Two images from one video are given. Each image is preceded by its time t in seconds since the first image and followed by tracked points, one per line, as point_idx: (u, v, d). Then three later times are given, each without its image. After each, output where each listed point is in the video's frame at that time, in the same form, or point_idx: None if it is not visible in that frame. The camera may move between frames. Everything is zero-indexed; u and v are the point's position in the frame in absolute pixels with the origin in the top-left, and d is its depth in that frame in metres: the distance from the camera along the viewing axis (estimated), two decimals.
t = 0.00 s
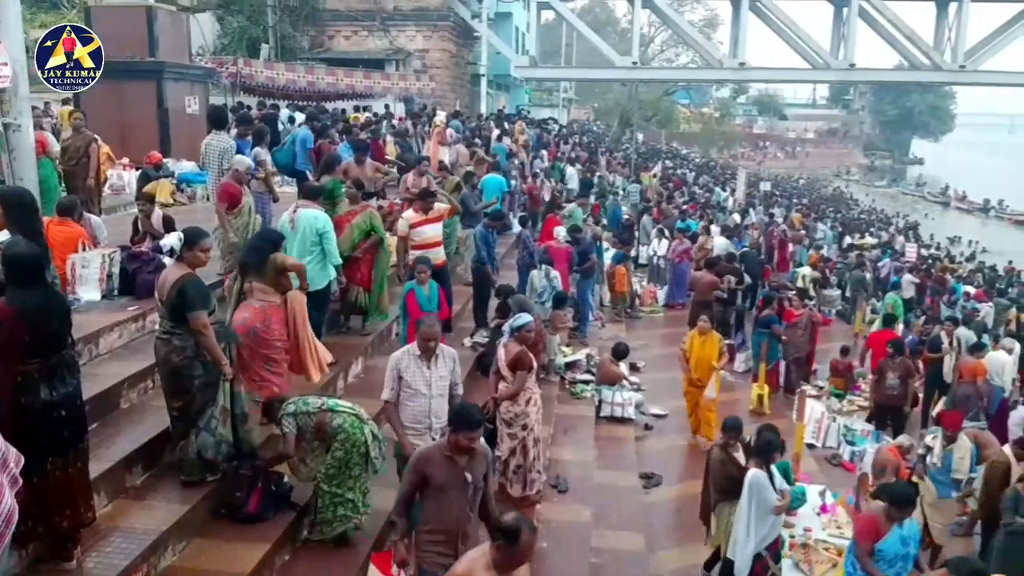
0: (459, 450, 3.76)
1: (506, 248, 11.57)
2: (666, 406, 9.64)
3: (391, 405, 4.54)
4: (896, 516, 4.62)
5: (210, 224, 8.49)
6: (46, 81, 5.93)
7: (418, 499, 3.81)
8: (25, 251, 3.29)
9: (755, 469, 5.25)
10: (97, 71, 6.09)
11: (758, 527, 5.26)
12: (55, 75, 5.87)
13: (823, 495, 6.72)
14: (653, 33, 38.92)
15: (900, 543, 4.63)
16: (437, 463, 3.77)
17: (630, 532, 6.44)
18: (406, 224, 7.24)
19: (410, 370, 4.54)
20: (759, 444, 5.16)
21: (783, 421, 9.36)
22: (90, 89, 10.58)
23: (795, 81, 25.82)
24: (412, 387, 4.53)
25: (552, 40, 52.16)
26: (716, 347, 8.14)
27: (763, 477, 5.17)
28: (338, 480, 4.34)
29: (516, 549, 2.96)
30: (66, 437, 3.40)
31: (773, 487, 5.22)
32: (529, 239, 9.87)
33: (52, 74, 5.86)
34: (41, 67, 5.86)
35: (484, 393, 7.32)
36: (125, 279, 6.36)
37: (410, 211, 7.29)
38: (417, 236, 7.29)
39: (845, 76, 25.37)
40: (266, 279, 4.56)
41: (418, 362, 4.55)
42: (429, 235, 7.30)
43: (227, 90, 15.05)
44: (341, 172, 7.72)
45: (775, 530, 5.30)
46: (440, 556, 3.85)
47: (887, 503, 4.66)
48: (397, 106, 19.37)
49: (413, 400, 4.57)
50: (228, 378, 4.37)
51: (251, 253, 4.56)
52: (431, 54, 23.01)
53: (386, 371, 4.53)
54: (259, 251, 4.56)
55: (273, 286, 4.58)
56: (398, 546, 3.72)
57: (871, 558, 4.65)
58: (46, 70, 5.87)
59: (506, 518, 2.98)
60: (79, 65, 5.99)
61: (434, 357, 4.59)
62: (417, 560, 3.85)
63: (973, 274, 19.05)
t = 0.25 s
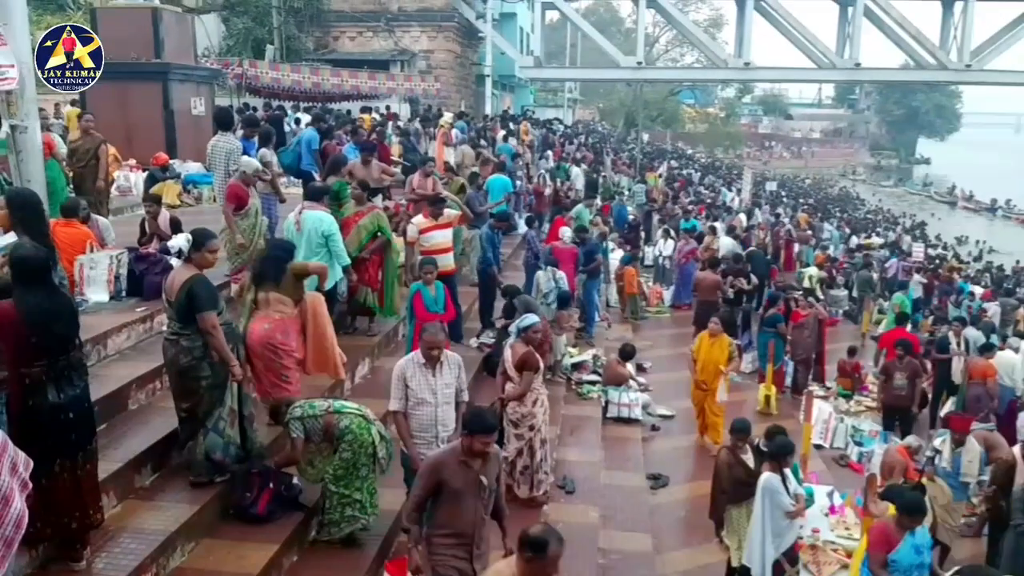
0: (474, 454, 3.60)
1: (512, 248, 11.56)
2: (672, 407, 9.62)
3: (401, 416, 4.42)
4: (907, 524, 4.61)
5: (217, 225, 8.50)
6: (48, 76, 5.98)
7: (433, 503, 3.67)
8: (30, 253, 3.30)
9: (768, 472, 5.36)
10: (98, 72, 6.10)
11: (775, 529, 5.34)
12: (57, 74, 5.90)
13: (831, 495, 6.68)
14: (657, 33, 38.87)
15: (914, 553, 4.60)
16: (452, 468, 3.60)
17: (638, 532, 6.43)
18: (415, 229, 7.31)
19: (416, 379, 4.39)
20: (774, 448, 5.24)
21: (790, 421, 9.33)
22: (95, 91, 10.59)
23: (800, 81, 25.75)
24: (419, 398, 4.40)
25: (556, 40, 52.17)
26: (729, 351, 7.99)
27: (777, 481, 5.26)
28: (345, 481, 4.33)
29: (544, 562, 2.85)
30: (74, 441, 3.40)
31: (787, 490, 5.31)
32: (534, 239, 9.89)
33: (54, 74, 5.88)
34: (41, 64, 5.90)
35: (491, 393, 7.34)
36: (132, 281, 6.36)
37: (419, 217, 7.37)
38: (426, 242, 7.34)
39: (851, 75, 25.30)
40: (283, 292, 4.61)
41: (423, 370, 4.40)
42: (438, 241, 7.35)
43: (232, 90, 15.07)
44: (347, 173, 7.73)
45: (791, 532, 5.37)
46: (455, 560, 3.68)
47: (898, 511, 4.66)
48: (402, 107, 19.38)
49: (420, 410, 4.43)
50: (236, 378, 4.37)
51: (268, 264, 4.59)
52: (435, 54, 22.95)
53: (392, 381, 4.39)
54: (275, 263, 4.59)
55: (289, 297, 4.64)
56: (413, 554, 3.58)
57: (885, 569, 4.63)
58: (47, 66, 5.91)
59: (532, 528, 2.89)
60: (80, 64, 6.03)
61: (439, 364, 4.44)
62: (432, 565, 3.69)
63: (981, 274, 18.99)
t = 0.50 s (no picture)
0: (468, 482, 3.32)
1: (501, 260, 11.58)
2: (662, 419, 9.63)
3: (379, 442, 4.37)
4: (902, 547, 4.43)
5: (205, 237, 8.49)
6: (45, 76, 6.36)
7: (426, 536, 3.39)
8: (10, 268, 3.27)
9: (765, 486, 5.25)
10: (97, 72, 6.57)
11: (770, 547, 5.21)
12: (56, 74, 6.35)
13: (818, 506, 6.74)
14: (647, 46, 39.09)
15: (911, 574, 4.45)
16: (445, 497, 3.34)
17: (626, 544, 6.43)
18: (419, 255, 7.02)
19: (394, 404, 4.33)
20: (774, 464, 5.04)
21: (779, 433, 9.36)
22: (85, 103, 10.58)
23: (788, 95, 25.94)
24: (397, 422, 4.34)
25: (547, 54, 52.47)
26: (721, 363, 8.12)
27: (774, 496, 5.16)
28: (332, 495, 4.32)
29: None
30: (54, 458, 3.38)
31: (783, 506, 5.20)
32: (523, 251, 9.94)
33: (53, 73, 6.32)
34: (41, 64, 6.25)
35: (479, 407, 7.29)
36: (119, 294, 6.35)
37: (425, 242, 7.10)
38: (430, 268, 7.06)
39: (838, 89, 25.51)
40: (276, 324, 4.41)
41: (401, 394, 4.36)
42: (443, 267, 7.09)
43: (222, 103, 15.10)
44: (337, 185, 7.76)
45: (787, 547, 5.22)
46: None
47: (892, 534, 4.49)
48: (392, 120, 19.43)
49: (401, 436, 4.37)
50: (224, 391, 4.37)
51: (261, 295, 4.41)
52: (426, 67, 22.92)
53: (370, 406, 4.34)
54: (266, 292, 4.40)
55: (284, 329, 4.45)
56: None
57: None
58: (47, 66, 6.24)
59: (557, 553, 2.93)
60: (83, 64, 6.43)
61: (418, 388, 4.38)
62: None
63: (967, 286, 19.11)
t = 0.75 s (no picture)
0: (460, 501, 3.31)
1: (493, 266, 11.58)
2: (655, 424, 9.63)
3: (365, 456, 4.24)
4: (910, 557, 4.46)
5: (197, 245, 8.46)
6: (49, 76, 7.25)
7: (420, 558, 3.35)
8: None
9: (771, 494, 5.32)
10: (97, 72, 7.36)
11: (776, 556, 5.24)
12: (57, 74, 7.19)
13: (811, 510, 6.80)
14: (637, 53, 39.23)
15: None
16: (436, 517, 3.32)
17: (621, 550, 6.42)
18: (424, 262, 7.14)
19: (382, 417, 4.20)
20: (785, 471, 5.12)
21: (771, 437, 9.37)
22: (74, 111, 10.55)
23: (778, 100, 26.05)
24: (385, 436, 4.20)
25: (537, 61, 52.60)
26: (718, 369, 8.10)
27: (781, 502, 5.23)
28: (324, 503, 4.28)
29: None
30: (44, 470, 3.34)
31: (790, 513, 5.25)
32: (516, 258, 9.98)
33: (54, 74, 7.17)
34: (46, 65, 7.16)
35: (473, 414, 7.28)
36: (110, 302, 6.31)
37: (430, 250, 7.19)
38: (435, 277, 7.20)
39: (828, 95, 25.64)
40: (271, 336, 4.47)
41: (390, 407, 4.21)
42: (447, 276, 7.22)
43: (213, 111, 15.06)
44: (329, 193, 7.76)
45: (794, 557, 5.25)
46: None
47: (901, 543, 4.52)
48: (383, 127, 19.43)
49: (387, 450, 4.22)
50: (216, 399, 4.36)
51: (255, 303, 4.45)
52: (418, 75, 22.87)
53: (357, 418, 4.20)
54: (260, 305, 4.44)
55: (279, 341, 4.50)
56: None
57: None
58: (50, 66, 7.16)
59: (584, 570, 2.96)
60: (81, 64, 7.33)
61: (408, 402, 4.24)
62: None
63: (957, 289, 19.22)
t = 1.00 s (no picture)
0: (461, 505, 3.31)
1: (491, 263, 11.58)
2: (653, 421, 9.64)
3: (362, 458, 4.24)
4: (919, 555, 4.49)
5: (194, 245, 8.46)
6: (48, 76, 7.42)
7: (420, 561, 3.35)
8: None
9: (778, 491, 5.35)
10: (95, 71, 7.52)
11: (783, 552, 5.28)
12: (56, 74, 7.35)
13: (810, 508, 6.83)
14: (634, 50, 39.20)
15: None
16: (436, 522, 3.31)
17: (620, 546, 6.43)
18: (429, 265, 7.13)
19: (379, 420, 4.17)
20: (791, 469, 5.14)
21: (769, 434, 9.39)
22: (70, 111, 10.52)
23: (775, 97, 26.05)
24: (382, 439, 4.18)
25: (534, 59, 52.58)
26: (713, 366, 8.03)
27: (788, 499, 5.26)
28: (322, 502, 4.27)
29: None
30: (42, 471, 3.35)
31: (798, 510, 5.28)
32: (514, 255, 9.94)
33: (54, 73, 7.33)
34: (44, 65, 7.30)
35: (471, 412, 7.29)
36: (108, 302, 6.30)
37: (433, 252, 7.17)
38: (438, 279, 7.20)
39: (825, 91, 25.64)
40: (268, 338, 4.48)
41: (387, 410, 4.19)
42: (450, 278, 7.22)
43: (209, 110, 15.05)
44: (326, 192, 7.75)
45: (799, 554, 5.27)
46: None
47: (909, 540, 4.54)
48: (380, 125, 19.41)
49: (383, 453, 4.20)
50: (214, 399, 4.36)
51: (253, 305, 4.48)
52: (414, 73, 22.82)
53: (355, 420, 4.21)
54: (258, 306, 4.46)
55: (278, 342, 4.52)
56: None
57: None
58: (48, 65, 7.28)
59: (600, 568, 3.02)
60: (81, 64, 7.45)
61: (405, 405, 4.21)
62: None
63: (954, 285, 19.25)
